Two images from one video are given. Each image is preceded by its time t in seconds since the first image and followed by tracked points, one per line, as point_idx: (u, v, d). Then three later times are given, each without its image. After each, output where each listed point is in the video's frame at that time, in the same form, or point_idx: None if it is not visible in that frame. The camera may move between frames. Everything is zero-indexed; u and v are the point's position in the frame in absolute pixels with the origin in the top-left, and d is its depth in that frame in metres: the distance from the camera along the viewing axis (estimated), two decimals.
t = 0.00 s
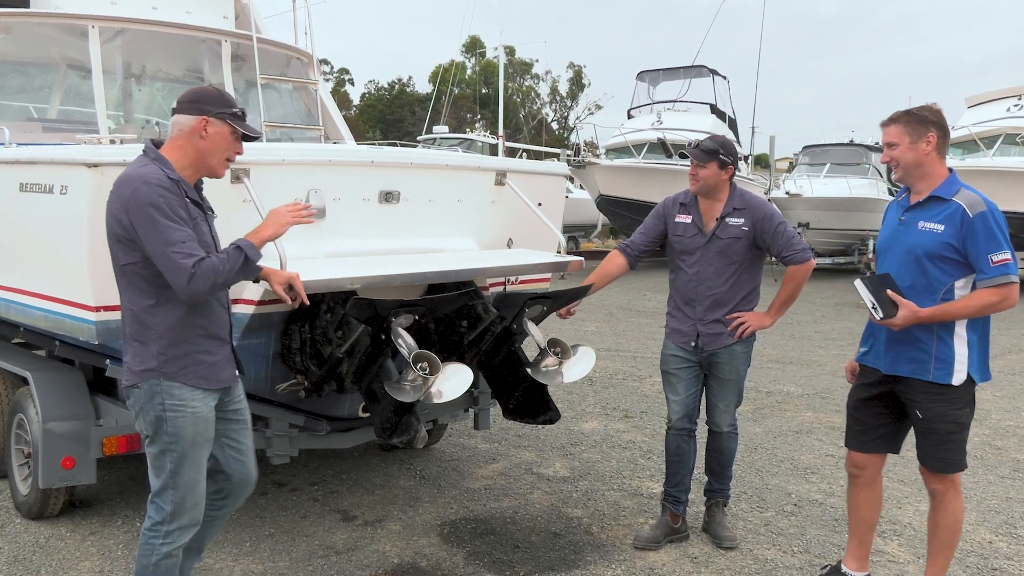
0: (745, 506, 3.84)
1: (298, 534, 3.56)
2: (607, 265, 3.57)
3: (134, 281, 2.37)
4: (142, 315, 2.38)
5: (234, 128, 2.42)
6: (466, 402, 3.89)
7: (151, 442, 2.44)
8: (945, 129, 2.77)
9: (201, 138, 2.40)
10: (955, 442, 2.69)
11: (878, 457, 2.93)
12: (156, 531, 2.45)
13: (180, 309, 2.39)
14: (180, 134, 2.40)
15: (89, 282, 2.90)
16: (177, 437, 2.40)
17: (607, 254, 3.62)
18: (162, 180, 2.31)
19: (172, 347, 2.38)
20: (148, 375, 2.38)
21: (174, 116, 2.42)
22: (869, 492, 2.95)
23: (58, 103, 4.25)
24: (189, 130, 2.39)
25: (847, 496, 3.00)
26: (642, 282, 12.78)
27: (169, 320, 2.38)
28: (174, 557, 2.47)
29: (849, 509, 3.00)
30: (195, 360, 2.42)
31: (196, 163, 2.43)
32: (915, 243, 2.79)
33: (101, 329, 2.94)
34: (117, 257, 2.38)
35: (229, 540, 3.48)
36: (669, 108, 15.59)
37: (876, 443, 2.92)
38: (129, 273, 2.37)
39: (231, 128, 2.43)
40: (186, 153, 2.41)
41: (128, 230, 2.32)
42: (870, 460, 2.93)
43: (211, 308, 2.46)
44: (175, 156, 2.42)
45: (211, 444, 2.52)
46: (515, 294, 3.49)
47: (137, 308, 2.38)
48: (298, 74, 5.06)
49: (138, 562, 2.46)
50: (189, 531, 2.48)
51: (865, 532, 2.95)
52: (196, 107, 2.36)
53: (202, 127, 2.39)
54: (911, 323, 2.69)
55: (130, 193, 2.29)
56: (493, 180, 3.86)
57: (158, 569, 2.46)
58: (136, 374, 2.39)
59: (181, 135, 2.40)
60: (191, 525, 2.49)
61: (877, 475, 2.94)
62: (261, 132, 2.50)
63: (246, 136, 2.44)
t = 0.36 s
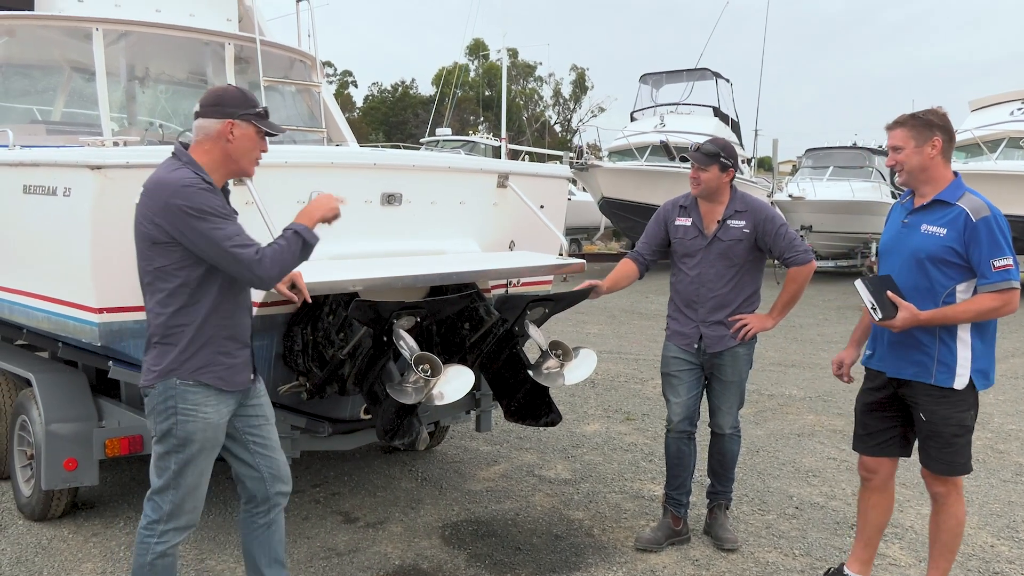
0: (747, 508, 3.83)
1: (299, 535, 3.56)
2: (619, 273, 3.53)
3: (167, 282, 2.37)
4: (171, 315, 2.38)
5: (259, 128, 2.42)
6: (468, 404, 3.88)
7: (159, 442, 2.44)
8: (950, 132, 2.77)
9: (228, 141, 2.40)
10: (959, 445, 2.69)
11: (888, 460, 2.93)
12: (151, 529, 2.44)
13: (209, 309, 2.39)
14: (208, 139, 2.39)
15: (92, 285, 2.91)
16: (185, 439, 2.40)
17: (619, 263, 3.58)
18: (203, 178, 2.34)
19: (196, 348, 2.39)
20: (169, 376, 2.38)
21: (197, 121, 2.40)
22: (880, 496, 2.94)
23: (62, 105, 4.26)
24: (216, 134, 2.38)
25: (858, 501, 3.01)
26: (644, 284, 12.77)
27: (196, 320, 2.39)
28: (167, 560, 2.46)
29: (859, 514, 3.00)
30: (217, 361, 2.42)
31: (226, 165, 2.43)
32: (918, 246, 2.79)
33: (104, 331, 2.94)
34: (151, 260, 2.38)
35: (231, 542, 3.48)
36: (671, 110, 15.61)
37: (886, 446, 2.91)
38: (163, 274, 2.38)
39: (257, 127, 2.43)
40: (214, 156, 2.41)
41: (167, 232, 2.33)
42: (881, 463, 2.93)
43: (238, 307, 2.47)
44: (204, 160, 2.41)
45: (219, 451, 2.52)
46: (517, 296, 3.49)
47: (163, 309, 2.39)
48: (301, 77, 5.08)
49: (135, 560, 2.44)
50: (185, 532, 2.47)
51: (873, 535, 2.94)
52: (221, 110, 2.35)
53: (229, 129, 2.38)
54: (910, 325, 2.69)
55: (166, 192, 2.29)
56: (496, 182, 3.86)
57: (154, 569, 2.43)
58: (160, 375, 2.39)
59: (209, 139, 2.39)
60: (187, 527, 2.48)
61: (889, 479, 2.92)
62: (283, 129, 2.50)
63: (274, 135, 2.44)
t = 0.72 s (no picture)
0: (742, 508, 3.84)
1: (296, 536, 3.56)
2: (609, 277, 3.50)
3: (213, 281, 2.40)
4: (216, 313, 2.41)
5: (296, 128, 2.51)
6: (465, 405, 3.88)
7: (197, 443, 2.46)
8: (944, 132, 2.78)
9: (266, 142, 2.48)
10: (953, 444, 2.70)
11: (884, 459, 2.94)
12: (179, 526, 2.46)
13: (254, 307, 2.44)
14: (246, 140, 2.47)
15: (88, 285, 2.90)
16: (225, 441, 2.42)
17: (609, 266, 3.54)
18: (250, 177, 2.41)
19: (242, 346, 2.42)
20: (212, 375, 2.41)
21: (236, 125, 2.49)
22: (876, 496, 2.95)
23: (57, 106, 4.26)
24: (254, 135, 2.47)
25: (854, 500, 3.01)
26: (640, 284, 12.77)
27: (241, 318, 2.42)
28: (190, 556, 2.48)
29: (855, 512, 3.01)
30: (258, 358, 2.45)
31: (265, 165, 2.51)
32: (912, 245, 2.80)
33: (99, 331, 2.94)
34: (196, 259, 2.41)
35: (226, 543, 3.47)
36: (667, 111, 15.63)
37: (882, 446, 2.92)
38: (209, 272, 2.40)
39: (294, 128, 2.52)
40: (254, 157, 2.49)
41: (216, 230, 2.38)
42: (876, 463, 2.94)
43: (279, 305, 2.52)
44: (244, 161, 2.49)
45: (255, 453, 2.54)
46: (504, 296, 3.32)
47: (208, 307, 2.41)
48: (297, 77, 5.08)
49: (155, 555, 2.47)
50: (212, 531, 2.49)
51: (869, 535, 2.95)
52: (259, 112, 2.45)
53: (267, 131, 2.47)
54: (903, 324, 2.70)
55: (217, 191, 2.36)
56: (491, 182, 3.87)
57: (173, 565, 2.46)
58: (205, 374, 2.41)
59: (248, 141, 2.47)
60: (214, 526, 2.50)
61: (885, 478, 2.93)
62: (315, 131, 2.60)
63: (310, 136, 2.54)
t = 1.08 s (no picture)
0: (732, 509, 3.85)
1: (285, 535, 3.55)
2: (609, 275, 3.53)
3: (242, 279, 2.40)
4: (244, 312, 2.40)
5: (316, 127, 2.54)
6: (455, 404, 3.88)
7: (225, 441, 2.45)
8: (926, 136, 2.79)
9: (289, 141, 2.50)
10: (939, 445, 2.71)
11: (872, 460, 2.96)
12: (203, 522, 2.46)
13: (283, 305, 2.45)
14: (269, 139, 2.48)
15: (78, 282, 2.89)
16: (255, 439, 2.43)
17: (607, 266, 3.58)
18: (280, 176, 2.42)
19: (270, 344, 2.43)
20: (242, 373, 2.41)
21: (257, 124, 2.50)
22: (864, 497, 2.96)
23: (47, 102, 4.23)
24: (277, 135, 2.48)
25: (842, 501, 3.03)
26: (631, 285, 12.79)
27: (271, 316, 2.43)
28: (211, 552, 2.48)
29: (843, 514, 3.02)
30: (285, 356, 2.46)
31: (288, 164, 2.53)
32: (900, 247, 2.82)
33: (89, 327, 2.92)
34: (224, 256, 2.40)
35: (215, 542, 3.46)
36: (659, 112, 15.67)
37: (869, 447, 2.94)
38: (238, 269, 2.39)
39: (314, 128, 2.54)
40: (278, 156, 2.51)
41: (247, 228, 2.37)
42: (865, 463, 2.96)
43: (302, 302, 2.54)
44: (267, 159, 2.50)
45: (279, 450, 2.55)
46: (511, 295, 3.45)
47: (237, 305, 2.40)
48: (289, 75, 5.07)
49: (174, 551, 2.46)
50: (236, 529, 2.49)
51: (857, 536, 2.96)
52: (281, 111, 2.46)
53: (289, 130, 2.49)
54: (890, 325, 2.72)
55: (252, 188, 2.36)
56: (484, 182, 3.87)
57: (191, 560, 2.46)
58: (233, 371, 2.41)
59: (270, 140, 2.49)
60: (238, 523, 2.50)
61: (873, 479, 2.94)
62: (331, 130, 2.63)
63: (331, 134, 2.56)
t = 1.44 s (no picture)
0: (726, 507, 3.86)
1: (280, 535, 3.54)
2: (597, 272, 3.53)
3: (252, 280, 2.38)
4: (254, 313, 2.39)
5: (325, 130, 2.54)
6: (450, 404, 3.88)
7: (233, 441, 2.45)
8: (915, 133, 2.80)
9: (300, 142, 2.49)
10: (931, 442, 2.72)
11: (865, 457, 2.97)
12: (211, 521, 2.45)
13: (291, 308, 2.45)
14: (279, 139, 2.47)
15: (70, 282, 2.87)
16: (264, 439, 2.43)
17: (595, 265, 3.59)
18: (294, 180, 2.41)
19: (278, 345, 2.43)
20: (251, 373, 2.40)
21: (269, 124, 2.49)
22: (857, 494, 2.97)
23: (38, 101, 4.20)
24: (289, 135, 2.47)
25: (836, 498, 3.04)
26: (624, 284, 12.81)
27: (281, 318, 2.43)
28: (216, 552, 2.47)
29: (838, 511, 3.03)
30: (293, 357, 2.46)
31: (298, 164, 2.52)
32: (890, 246, 2.83)
33: (81, 328, 2.91)
34: (234, 256, 2.38)
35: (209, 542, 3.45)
36: (652, 111, 15.68)
37: (861, 444, 2.95)
38: (248, 270, 2.38)
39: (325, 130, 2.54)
40: (287, 156, 2.49)
41: (259, 231, 2.36)
42: (858, 461, 2.96)
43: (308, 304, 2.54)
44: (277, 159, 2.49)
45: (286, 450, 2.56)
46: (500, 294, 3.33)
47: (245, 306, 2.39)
48: (281, 75, 5.04)
49: (179, 550, 2.45)
50: (242, 529, 2.48)
51: (851, 534, 2.97)
52: (294, 112, 2.46)
53: (300, 131, 2.48)
54: (880, 323, 2.74)
55: (267, 191, 2.35)
56: (477, 181, 3.86)
57: (197, 559, 2.45)
58: (240, 372, 2.40)
59: (282, 140, 2.48)
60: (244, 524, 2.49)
61: (866, 476, 2.95)
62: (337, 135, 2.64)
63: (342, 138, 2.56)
